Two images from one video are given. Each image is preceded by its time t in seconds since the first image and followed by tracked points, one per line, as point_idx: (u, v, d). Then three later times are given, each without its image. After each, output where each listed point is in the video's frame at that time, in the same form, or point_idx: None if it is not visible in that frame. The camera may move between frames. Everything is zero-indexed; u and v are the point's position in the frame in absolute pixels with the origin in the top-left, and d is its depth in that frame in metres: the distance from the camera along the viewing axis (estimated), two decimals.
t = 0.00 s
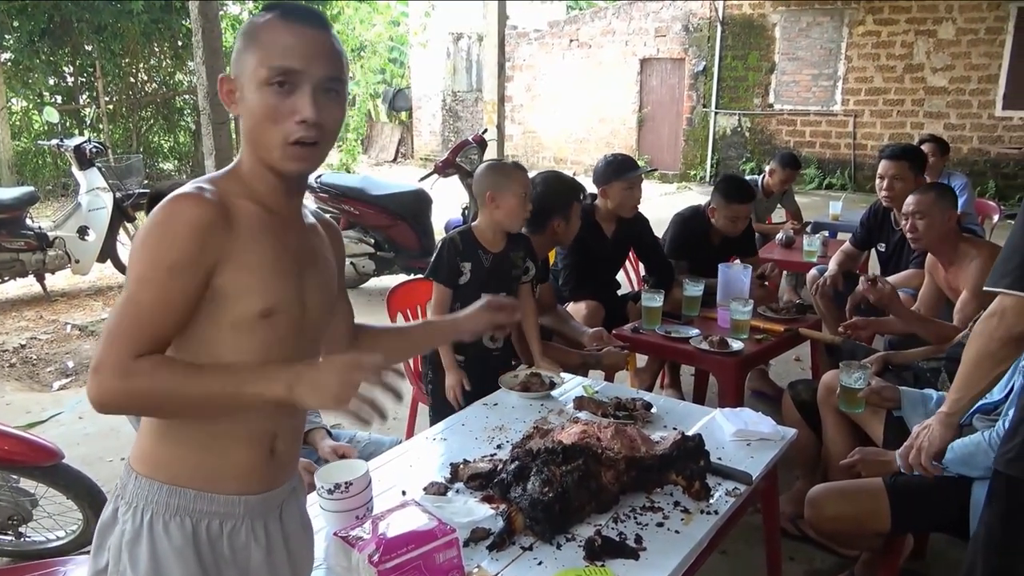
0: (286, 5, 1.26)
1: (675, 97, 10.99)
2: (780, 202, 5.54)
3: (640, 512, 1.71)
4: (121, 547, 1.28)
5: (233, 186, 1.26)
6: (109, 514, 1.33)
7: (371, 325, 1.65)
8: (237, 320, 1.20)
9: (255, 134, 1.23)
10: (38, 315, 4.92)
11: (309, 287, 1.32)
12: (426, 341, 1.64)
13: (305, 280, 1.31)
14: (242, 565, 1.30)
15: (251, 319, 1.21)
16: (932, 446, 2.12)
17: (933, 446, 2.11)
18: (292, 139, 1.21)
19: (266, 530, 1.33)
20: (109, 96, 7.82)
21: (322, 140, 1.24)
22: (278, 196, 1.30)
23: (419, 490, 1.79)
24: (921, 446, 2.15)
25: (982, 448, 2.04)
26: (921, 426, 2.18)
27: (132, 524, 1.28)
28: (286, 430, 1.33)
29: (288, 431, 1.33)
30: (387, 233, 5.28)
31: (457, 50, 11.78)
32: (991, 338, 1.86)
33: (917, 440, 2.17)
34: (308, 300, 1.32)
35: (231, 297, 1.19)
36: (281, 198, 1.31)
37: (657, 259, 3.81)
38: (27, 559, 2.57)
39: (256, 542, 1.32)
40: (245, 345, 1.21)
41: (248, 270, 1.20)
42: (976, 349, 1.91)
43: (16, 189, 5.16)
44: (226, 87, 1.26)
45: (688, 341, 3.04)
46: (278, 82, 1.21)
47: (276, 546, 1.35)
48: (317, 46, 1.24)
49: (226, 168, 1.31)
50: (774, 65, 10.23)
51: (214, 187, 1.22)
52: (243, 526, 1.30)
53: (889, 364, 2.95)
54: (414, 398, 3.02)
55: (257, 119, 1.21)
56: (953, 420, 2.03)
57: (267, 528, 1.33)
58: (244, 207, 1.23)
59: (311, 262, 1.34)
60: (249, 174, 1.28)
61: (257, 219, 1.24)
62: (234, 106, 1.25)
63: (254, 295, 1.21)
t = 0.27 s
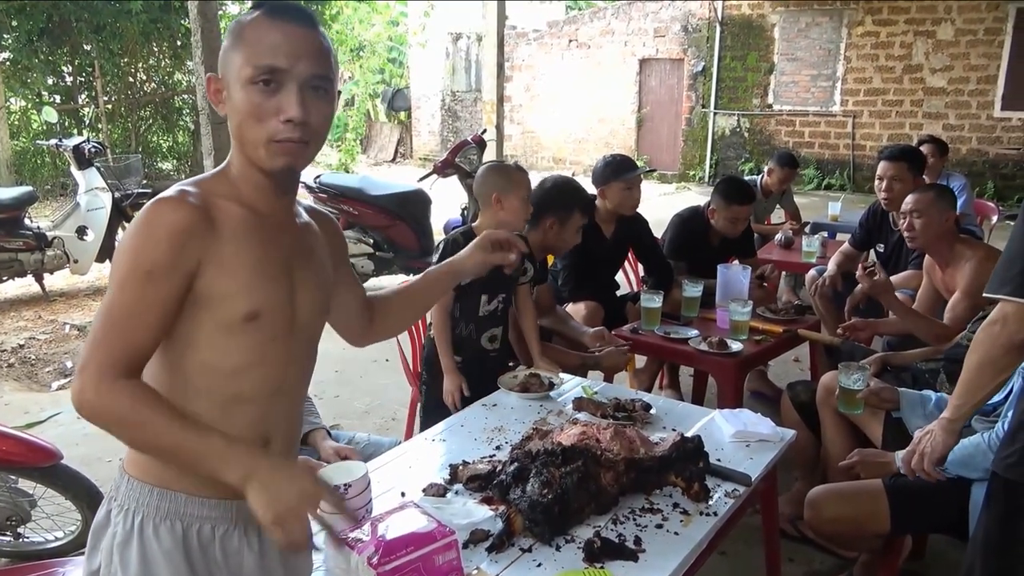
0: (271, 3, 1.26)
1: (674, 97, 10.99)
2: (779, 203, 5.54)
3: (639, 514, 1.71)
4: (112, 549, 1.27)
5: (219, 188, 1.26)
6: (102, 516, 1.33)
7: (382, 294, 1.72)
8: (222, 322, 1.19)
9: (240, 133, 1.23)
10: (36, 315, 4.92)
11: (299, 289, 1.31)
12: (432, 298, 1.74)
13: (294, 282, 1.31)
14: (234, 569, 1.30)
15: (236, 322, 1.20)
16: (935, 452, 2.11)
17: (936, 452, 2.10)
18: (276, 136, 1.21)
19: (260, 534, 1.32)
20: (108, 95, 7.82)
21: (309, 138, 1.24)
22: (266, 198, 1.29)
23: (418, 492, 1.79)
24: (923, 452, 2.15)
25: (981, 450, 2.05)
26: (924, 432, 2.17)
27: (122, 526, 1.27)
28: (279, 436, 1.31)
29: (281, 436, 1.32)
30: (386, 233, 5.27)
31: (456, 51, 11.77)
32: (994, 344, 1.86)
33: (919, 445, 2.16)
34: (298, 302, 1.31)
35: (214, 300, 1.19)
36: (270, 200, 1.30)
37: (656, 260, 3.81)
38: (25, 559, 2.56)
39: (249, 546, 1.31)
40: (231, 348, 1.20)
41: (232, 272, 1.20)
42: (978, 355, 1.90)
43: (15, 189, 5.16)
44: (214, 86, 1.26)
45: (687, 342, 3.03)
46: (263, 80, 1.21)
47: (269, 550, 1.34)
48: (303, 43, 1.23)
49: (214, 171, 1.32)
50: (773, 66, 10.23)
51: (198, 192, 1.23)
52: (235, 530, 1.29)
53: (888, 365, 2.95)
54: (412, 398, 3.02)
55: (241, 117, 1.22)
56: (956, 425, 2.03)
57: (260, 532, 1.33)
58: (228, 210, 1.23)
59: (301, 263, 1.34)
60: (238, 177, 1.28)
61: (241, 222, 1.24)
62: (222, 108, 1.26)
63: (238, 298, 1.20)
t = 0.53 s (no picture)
0: (264, 1, 1.26)
1: (674, 98, 11.00)
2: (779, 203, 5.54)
3: (639, 515, 1.71)
4: (110, 550, 1.27)
5: (218, 188, 1.26)
6: (101, 517, 1.33)
7: (385, 288, 1.72)
8: (222, 325, 1.19)
9: (238, 131, 1.23)
10: (36, 315, 4.92)
11: (298, 291, 1.31)
12: (430, 290, 1.75)
13: (293, 284, 1.31)
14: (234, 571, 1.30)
15: (235, 324, 1.20)
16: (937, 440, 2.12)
17: (937, 439, 2.12)
18: (275, 132, 1.21)
19: (259, 537, 1.33)
20: (107, 95, 7.81)
21: (308, 134, 1.24)
22: (264, 197, 1.29)
23: (418, 493, 1.79)
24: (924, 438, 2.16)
25: (980, 450, 2.08)
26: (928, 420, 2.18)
27: (120, 528, 1.27)
28: (278, 439, 1.31)
29: (280, 438, 1.32)
30: (386, 233, 5.27)
31: (456, 51, 11.77)
32: (990, 348, 1.86)
33: (922, 431, 2.17)
34: (297, 302, 1.31)
35: (213, 303, 1.19)
36: (269, 199, 1.30)
37: (656, 261, 3.81)
38: (25, 559, 2.57)
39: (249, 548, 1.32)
40: (230, 351, 1.21)
41: (233, 275, 1.20)
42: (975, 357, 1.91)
43: (15, 189, 5.16)
44: (211, 87, 1.26)
45: (687, 343, 3.03)
46: (261, 76, 1.21)
47: (269, 551, 1.34)
48: (298, 38, 1.24)
49: (210, 171, 1.31)
50: (772, 66, 10.23)
51: (197, 191, 1.23)
52: (234, 532, 1.30)
53: (887, 367, 2.96)
54: (412, 398, 3.02)
55: (240, 114, 1.21)
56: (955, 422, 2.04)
57: (260, 535, 1.33)
58: (227, 209, 1.23)
59: (299, 263, 1.34)
60: (236, 177, 1.28)
61: (241, 223, 1.24)
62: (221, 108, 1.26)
63: (238, 301, 1.21)
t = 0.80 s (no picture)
0: (271, 3, 1.26)
1: (674, 98, 10.99)
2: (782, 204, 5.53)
3: (641, 516, 1.71)
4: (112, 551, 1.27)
5: (226, 189, 1.26)
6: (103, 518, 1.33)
7: (385, 294, 1.72)
8: (227, 326, 1.19)
9: (251, 132, 1.22)
10: (37, 315, 4.92)
11: (303, 293, 1.31)
12: (428, 296, 1.75)
13: (298, 286, 1.30)
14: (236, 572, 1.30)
15: (240, 325, 1.20)
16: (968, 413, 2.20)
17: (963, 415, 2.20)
18: (292, 131, 1.20)
19: (261, 538, 1.32)
20: (108, 96, 7.81)
21: (323, 133, 1.23)
22: (272, 198, 1.29)
23: (419, 494, 1.78)
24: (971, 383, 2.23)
25: (983, 450, 2.13)
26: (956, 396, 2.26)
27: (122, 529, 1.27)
28: (281, 441, 1.31)
29: (283, 440, 1.31)
30: (386, 234, 5.27)
31: (457, 51, 11.76)
32: (997, 351, 1.87)
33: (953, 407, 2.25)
34: (303, 303, 1.31)
35: (219, 304, 1.19)
36: (276, 201, 1.29)
37: (657, 261, 3.80)
38: (25, 560, 2.57)
39: (251, 550, 1.31)
40: (234, 351, 1.20)
41: (239, 276, 1.20)
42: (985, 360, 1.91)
43: (16, 189, 5.16)
44: (222, 89, 1.25)
45: (687, 344, 3.03)
46: (275, 76, 1.21)
47: (271, 552, 1.34)
48: (308, 37, 1.24)
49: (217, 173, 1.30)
50: (773, 67, 10.22)
51: (206, 192, 1.22)
52: (236, 535, 1.29)
53: (889, 367, 2.96)
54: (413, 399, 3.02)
55: (253, 115, 1.21)
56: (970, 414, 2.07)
57: (262, 537, 1.32)
58: (235, 210, 1.23)
59: (306, 264, 1.33)
60: (247, 178, 1.27)
61: (248, 223, 1.23)
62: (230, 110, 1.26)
63: (243, 302, 1.20)
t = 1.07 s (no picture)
0: (268, 4, 1.27)
1: (675, 99, 10.99)
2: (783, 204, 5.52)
3: (641, 517, 1.71)
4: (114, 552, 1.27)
5: (229, 190, 1.26)
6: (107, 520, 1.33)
7: (389, 303, 1.73)
8: (231, 326, 1.19)
9: (248, 131, 1.23)
10: (37, 316, 4.92)
11: (307, 294, 1.31)
12: (432, 302, 1.76)
13: (303, 287, 1.30)
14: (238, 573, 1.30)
15: (244, 326, 1.20)
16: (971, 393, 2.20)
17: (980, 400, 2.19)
18: (285, 128, 1.20)
19: (264, 539, 1.32)
20: (109, 97, 7.81)
21: (318, 130, 1.23)
22: (273, 198, 1.29)
23: (419, 495, 1.78)
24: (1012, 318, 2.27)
25: (983, 452, 2.14)
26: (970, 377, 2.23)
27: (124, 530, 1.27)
28: (284, 442, 1.31)
29: (286, 440, 1.31)
30: (388, 235, 5.27)
31: (457, 52, 11.75)
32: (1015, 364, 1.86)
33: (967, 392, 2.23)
34: (307, 304, 1.31)
35: (223, 304, 1.19)
36: (276, 199, 1.29)
37: (657, 263, 3.80)
38: (26, 561, 2.57)
39: (253, 551, 1.31)
40: (237, 351, 1.20)
41: (243, 276, 1.20)
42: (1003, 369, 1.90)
43: (17, 190, 5.16)
44: (221, 92, 1.26)
45: (688, 345, 3.03)
46: (269, 74, 1.21)
47: (273, 554, 1.34)
48: (303, 36, 1.24)
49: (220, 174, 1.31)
50: (774, 68, 10.22)
51: (211, 192, 1.23)
52: (239, 536, 1.29)
53: (890, 369, 2.96)
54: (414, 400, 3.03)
55: (249, 114, 1.21)
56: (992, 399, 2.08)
57: (265, 538, 1.32)
58: (239, 211, 1.23)
59: (310, 265, 1.33)
60: (246, 178, 1.28)
61: (253, 224, 1.23)
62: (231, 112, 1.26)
63: (247, 302, 1.20)
